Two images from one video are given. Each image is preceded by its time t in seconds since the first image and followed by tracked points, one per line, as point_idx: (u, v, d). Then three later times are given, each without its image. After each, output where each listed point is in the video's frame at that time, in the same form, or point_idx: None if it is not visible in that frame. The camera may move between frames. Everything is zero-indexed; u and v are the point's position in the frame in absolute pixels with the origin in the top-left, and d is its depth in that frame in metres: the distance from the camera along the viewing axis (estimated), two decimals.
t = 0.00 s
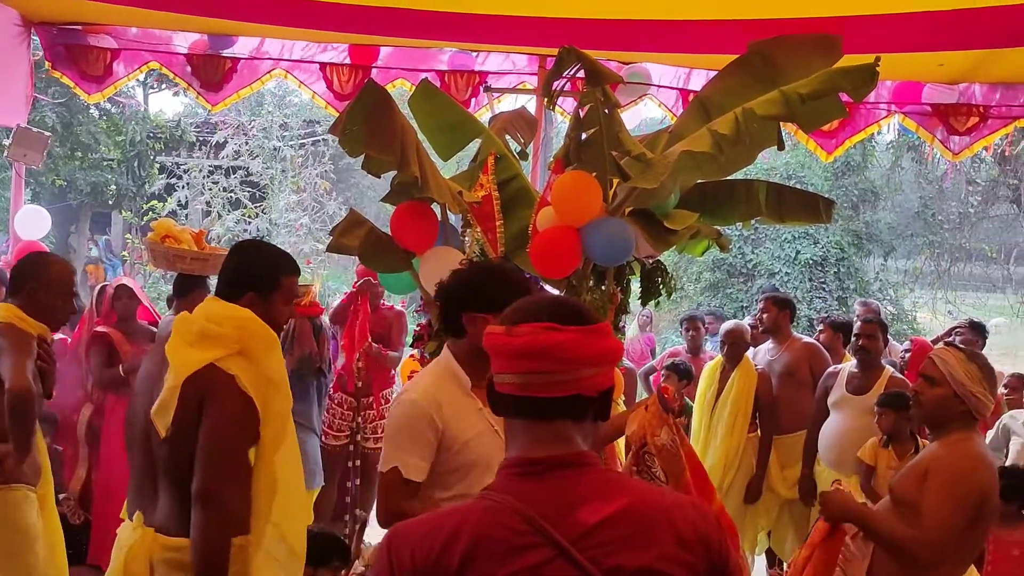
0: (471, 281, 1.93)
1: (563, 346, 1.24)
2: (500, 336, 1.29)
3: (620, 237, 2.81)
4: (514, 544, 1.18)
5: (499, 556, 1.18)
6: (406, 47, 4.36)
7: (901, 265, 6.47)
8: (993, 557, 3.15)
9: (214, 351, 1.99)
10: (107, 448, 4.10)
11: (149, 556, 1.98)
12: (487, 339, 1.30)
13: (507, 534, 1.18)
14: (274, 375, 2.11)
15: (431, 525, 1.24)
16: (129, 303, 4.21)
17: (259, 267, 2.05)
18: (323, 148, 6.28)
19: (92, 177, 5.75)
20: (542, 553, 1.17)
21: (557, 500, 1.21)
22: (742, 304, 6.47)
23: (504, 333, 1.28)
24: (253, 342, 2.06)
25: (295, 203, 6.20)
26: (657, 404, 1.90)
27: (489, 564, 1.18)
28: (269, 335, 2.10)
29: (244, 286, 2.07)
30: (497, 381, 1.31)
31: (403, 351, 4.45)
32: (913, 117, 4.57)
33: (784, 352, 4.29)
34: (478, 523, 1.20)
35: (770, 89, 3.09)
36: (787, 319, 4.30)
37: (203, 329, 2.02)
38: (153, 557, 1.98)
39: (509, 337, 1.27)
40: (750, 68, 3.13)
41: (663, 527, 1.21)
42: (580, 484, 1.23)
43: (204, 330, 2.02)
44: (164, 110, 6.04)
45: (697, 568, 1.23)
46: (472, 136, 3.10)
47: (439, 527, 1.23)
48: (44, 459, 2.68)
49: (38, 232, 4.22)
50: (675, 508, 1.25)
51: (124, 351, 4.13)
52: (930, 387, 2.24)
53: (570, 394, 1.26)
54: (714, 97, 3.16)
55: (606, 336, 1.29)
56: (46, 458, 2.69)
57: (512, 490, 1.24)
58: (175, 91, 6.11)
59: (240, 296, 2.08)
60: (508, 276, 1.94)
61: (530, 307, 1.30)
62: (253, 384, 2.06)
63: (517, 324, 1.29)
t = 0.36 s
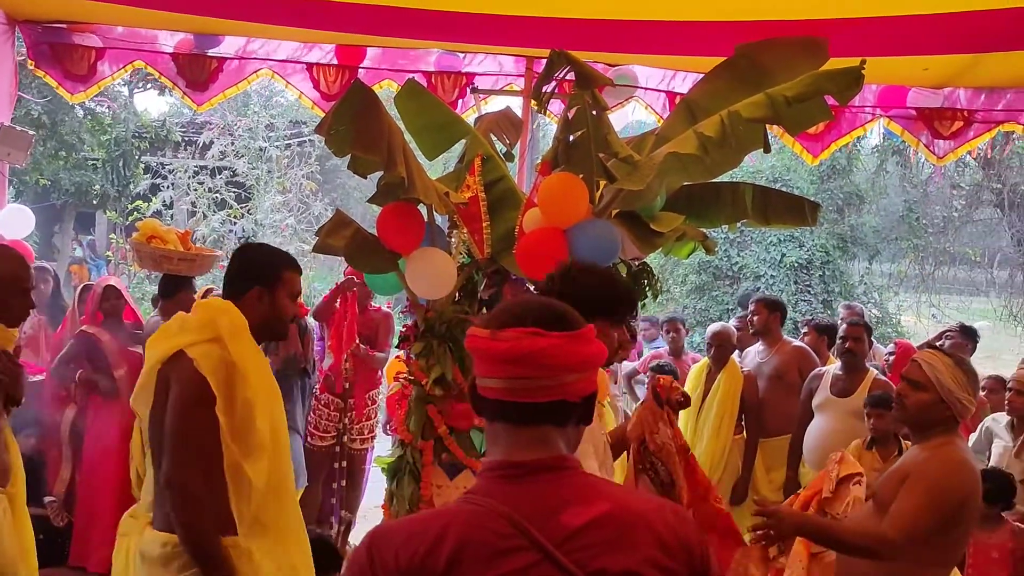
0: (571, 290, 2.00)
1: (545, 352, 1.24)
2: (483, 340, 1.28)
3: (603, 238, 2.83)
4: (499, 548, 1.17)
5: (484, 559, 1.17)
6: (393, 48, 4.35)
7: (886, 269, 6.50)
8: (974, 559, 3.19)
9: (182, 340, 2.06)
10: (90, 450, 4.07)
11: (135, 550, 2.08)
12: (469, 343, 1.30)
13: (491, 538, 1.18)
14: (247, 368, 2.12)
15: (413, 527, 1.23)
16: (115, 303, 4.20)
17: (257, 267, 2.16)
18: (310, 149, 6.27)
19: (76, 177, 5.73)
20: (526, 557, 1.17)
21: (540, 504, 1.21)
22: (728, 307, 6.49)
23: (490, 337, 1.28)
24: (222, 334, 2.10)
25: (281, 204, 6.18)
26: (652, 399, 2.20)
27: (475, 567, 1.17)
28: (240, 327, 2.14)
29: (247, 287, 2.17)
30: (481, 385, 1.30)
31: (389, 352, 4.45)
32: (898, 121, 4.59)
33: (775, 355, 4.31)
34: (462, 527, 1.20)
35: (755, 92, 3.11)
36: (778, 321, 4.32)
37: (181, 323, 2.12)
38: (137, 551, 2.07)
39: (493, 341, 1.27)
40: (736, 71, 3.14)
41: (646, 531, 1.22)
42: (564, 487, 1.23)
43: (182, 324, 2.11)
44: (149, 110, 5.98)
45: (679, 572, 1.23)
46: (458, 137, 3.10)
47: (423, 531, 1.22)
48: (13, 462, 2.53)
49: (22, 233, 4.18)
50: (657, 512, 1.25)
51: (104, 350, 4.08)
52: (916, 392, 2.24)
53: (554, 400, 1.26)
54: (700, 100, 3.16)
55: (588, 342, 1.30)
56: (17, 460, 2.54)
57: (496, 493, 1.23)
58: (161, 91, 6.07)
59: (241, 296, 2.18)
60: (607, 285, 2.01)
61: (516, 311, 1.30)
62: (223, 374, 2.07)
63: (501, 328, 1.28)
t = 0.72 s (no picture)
0: (667, 299, 1.98)
1: (536, 352, 1.25)
2: (475, 339, 1.28)
3: (597, 238, 2.83)
4: (481, 550, 1.16)
5: (467, 560, 1.16)
6: (385, 48, 4.35)
7: (877, 271, 6.52)
8: (962, 562, 3.19)
9: (246, 363, 2.02)
10: (82, 450, 4.06)
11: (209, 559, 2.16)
12: (460, 343, 1.30)
13: (474, 539, 1.17)
14: (311, 392, 2.06)
15: (397, 528, 1.22)
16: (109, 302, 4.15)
17: (327, 282, 2.10)
18: (302, 149, 6.25)
19: (67, 175, 5.70)
20: (510, 557, 1.16)
21: (523, 505, 1.20)
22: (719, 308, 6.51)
23: (479, 336, 1.28)
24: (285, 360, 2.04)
25: (273, 204, 6.17)
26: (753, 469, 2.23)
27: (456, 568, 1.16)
28: (305, 351, 2.08)
29: (310, 305, 2.13)
30: (471, 384, 1.31)
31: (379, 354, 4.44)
32: (890, 124, 4.60)
33: (775, 357, 4.32)
34: (445, 529, 1.19)
35: (748, 94, 3.11)
36: (778, 323, 4.32)
37: (247, 344, 2.08)
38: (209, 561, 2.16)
39: (485, 340, 1.27)
40: (730, 72, 3.14)
41: (629, 534, 1.22)
42: (547, 489, 1.22)
43: (247, 345, 2.07)
44: (141, 108, 5.96)
45: None
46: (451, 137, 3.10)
47: (406, 532, 1.21)
48: (15, 473, 2.55)
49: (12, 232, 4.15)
50: (643, 515, 1.25)
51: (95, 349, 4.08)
52: (905, 397, 2.22)
53: (545, 402, 1.26)
54: (693, 102, 3.17)
55: (581, 344, 1.31)
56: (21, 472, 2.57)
57: (482, 495, 1.22)
58: (153, 89, 6.04)
59: (309, 312, 2.13)
60: (701, 294, 1.99)
61: (507, 311, 1.30)
62: (284, 402, 2.01)
63: (492, 328, 1.28)
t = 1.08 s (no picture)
0: (706, 301, 1.98)
1: (551, 351, 1.25)
2: (482, 334, 1.29)
3: (594, 239, 2.83)
4: (470, 549, 1.17)
5: (454, 558, 1.18)
6: (382, 51, 4.36)
7: (874, 274, 6.52)
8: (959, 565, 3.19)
9: (310, 369, 2.04)
10: (78, 452, 4.05)
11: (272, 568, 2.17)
12: (467, 335, 1.31)
13: (463, 539, 1.18)
14: (375, 398, 2.08)
15: (387, 525, 1.24)
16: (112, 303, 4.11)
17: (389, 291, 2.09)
18: (299, 150, 6.25)
19: (64, 176, 5.69)
20: (496, 556, 1.17)
21: (513, 506, 1.20)
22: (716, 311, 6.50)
23: (486, 331, 1.29)
24: (348, 367, 2.06)
25: (269, 206, 6.17)
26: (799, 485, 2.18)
27: (442, 566, 1.18)
28: (366, 358, 2.08)
29: (378, 311, 2.12)
30: (472, 377, 1.32)
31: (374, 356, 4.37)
32: (886, 127, 4.62)
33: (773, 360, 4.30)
34: (432, 527, 1.20)
35: (745, 97, 3.12)
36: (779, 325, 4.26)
37: (310, 348, 2.09)
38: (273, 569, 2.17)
39: (492, 336, 1.28)
40: (728, 75, 3.14)
41: (621, 535, 1.22)
42: (537, 489, 1.23)
43: (310, 349, 2.09)
44: (138, 110, 5.98)
45: None
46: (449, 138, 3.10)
47: (395, 530, 1.23)
48: (22, 485, 2.54)
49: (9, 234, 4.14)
50: (636, 518, 1.25)
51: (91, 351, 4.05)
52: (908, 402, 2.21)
53: (544, 402, 1.27)
54: (689, 104, 3.17)
55: (583, 347, 1.30)
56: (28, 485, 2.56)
57: (472, 493, 1.23)
58: (151, 91, 6.07)
59: (374, 318, 2.12)
60: (744, 297, 1.97)
61: (516, 307, 1.31)
62: (346, 410, 2.03)
63: (501, 324, 1.29)
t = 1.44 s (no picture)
0: (744, 321, 1.91)
1: (546, 355, 1.27)
2: (477, 337, 1.31)
3: (597, 241, 2.84)
4: (463, 552, 1.19)
5: (448, 562, 1.19)
6: (386, 53, 4.35)
7: (877, 276, 6.49)
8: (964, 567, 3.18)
9: (375, 377, 2.23)
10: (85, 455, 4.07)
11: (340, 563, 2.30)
12: (464, 338, 1.33)
13: (456, 542, 1.20)
14: (437, 409, 2.20)
15: (382, 528, 1.27)
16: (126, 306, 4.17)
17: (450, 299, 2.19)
18: (303, 153, 6.22)
19: (68, 179, 5.72)
20: (492, 560, 1.18)
21: (507, 510, 1.22)
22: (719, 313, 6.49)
23: (480, 335, 1.31)
24: (410, 375, 2.20)
25: (273, 208, 6.17)
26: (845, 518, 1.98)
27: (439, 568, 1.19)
28: (428, 367, 2.22)
29: (443, 322, 2.23)
30: (470, 381, 1.33)
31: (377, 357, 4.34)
32: (889, 128, 4.62)
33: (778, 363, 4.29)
34: (427, 530, 1.23)
35: (748, 98, 3.11)
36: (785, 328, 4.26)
37: (378, 359, 2.29)
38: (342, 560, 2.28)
39: (485, 340, 1.30)
40: (729, 76, 3.14)
41: (615, 539, 1.23)
42: (532, 493, 1.24)
43: (377, 361, 2.29)
44: (142, 112, 5.96)
45: None
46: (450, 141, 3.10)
47: (390, 532, 1.25)
48: (39, 490, 2.54)
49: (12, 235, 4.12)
50: (633, 526, 1.26)
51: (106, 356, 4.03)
52: (917, 407, 2.22)
53: (540, 405, 1.28)
54: (692, 105, 3.17)
55: (580, 348, 1.32)
56: (44, 489, 2.56)
57: (467, 496, 1.26)
58: (154, 93, 6.03)
59: (437, 331, 2.25)
60: (784, 316, 1.90)
61: (510, 312, 1.33)
62: (409, 418, 2.20)
63: (495, 327, 1.31)
